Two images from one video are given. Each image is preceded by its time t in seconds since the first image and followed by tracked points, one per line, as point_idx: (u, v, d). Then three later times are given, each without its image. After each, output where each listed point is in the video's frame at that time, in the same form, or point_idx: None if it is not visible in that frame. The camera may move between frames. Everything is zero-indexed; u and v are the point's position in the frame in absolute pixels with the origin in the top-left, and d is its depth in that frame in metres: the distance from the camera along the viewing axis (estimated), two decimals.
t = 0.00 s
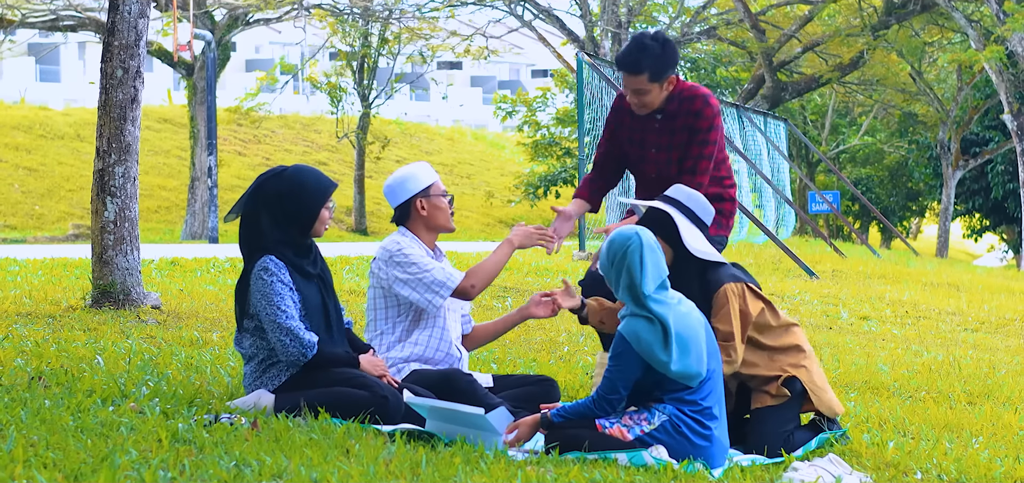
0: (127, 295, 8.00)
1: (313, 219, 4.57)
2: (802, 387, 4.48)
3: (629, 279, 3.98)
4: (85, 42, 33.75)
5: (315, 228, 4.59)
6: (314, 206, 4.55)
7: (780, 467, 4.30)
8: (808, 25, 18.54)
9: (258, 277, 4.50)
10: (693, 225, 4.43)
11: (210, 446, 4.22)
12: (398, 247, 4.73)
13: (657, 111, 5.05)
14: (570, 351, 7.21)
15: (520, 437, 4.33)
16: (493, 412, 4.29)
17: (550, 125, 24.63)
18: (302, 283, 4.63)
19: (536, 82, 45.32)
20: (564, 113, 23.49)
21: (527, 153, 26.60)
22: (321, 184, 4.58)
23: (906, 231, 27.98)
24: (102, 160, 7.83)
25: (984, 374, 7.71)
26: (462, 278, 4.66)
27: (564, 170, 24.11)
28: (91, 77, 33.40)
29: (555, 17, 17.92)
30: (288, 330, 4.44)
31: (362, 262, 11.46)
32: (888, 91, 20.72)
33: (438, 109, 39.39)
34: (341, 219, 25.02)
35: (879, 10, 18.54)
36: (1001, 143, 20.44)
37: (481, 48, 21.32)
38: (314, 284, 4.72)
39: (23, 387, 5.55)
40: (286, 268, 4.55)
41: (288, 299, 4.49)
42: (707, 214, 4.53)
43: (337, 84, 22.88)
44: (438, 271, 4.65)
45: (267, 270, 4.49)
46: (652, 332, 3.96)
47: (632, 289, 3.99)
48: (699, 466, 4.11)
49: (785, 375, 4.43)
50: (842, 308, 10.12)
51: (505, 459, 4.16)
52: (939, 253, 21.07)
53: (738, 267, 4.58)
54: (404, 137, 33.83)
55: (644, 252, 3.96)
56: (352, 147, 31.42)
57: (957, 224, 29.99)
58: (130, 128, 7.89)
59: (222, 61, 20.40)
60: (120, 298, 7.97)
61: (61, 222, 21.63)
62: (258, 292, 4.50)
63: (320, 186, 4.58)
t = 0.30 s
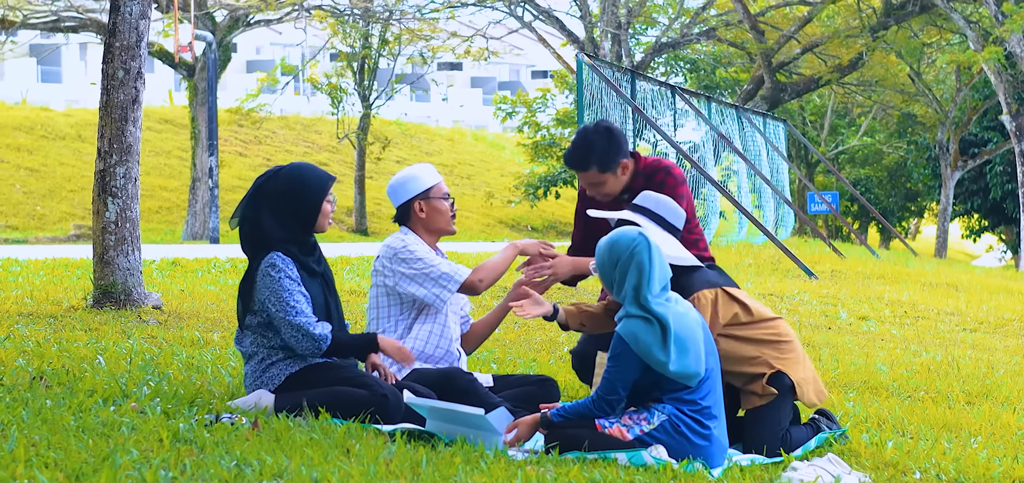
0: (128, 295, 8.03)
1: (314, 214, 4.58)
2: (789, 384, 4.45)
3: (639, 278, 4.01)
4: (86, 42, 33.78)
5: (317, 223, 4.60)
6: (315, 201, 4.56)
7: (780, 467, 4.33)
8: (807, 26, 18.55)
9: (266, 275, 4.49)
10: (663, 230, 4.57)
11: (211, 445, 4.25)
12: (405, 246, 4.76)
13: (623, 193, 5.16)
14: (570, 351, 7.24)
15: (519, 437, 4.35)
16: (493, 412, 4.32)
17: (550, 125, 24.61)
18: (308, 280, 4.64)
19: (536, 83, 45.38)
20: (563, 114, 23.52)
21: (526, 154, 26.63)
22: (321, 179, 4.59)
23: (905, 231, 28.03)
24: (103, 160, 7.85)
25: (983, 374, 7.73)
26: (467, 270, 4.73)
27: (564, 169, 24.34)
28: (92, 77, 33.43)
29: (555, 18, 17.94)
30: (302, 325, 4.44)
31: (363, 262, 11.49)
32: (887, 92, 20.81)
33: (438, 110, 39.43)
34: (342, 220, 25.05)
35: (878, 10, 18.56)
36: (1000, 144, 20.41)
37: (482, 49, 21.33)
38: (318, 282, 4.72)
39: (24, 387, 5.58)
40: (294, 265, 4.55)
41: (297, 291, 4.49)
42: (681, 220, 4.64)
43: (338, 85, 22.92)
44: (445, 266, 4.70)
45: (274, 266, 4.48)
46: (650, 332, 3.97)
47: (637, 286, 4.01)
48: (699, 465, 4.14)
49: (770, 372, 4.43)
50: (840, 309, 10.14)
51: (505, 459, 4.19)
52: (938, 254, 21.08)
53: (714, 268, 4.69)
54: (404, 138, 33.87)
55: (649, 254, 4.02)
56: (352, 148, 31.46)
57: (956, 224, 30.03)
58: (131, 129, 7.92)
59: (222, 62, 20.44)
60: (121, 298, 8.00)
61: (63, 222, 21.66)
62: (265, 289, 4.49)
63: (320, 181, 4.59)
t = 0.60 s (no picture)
0: (130, 295, 8.06)
1: (343, 210, 4.58)
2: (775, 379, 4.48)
3: (646, 271, 4.01)
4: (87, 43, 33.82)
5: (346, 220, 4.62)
6: (343, 197, 4.57)
7: (779, 466, 4.35)
8: (806, 27, 18.59)
9: (323, 270, 4.48)
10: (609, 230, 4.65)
11: (212, 445, 4.27)
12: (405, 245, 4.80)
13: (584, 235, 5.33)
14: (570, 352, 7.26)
15: (519, 436, 4.36)
16: (493, 411, 4.35)
17: (550, 126, 24.62)
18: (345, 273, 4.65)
19: (537, 84, 45.41)
20: (563, 115, 23.57)
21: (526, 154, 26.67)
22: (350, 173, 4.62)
23: (904, 232, 28.06)
24: (104, 161, 7.87)
25: (981, 374, 7.76)
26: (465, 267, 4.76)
27: (564, 170, 23.92)
28: (93, 78, 33.47)
29: (555, 20, 17.96)
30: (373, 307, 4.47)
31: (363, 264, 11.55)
32: (886, 92, 20.89)
33: (438, 110, 39.46)
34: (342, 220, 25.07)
35: (877, 12, 18.63)
36: (999, 145, 20.41)
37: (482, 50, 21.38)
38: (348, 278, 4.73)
39: (26, 387, 5.60)
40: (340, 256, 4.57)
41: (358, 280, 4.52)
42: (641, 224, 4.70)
43: (338, 86, 22.96)
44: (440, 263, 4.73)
45: (328, 259, 4.49)
46: (650, 332, 3.99)
47: (645, 279, 4.02)
48: (698, 465, 4.16)
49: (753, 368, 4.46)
50: (839, 309, 10.17)
51: (505, 458, 4.21)
52: (936, 254, 21.09)
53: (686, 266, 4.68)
54: (405, 139, 33.90)
55: (655, 252, 4.03)
56: (353, 149, 31.50)
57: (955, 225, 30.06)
58: (133, 130, 7.94)
59: (223, 63, 20.47)
60: (122, 298, 8.03)
61: (64, 223, 21.68)
62: (326, 285, 4.49)
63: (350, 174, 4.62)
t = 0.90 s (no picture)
0: (131, 295, 8.07)
1: (378, 213, 4.63)
2: (761, 378, 4.50)
3: (642, 273, 4.04)
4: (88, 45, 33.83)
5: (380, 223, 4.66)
6: (378, 202, 4.61)
7: (778, 466, 4.37)
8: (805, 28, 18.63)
9: (359, 268, 4.52)
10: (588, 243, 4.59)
11: (213, 445, 4.29)
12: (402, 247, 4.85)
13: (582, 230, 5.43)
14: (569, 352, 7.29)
15: (519, 437, 4.38)
16: (493, 411, 4.37)
17: (550, 126, 24.64)
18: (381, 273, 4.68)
19: (536, 85, 45.47)
20: (563, 115, 23.59)
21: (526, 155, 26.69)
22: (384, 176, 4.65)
23: (903, 232, 28.08)
24: (105, 161, 7.89)
25: (980, 374, 7.78)
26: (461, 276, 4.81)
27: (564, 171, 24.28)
28: (94, 79, 33.52)
29: (555, 21, 17.99)
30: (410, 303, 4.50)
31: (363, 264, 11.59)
32: (885, 93, 20.96)
33: (438, 111, 39.50)
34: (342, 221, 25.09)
35: (876, 13, 18.67)
36: (998, 145, 20.41)
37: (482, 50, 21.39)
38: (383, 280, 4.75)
39: (27, 387, 5.62)
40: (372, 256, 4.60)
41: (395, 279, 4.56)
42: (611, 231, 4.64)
43: (339, 87, 22.99)
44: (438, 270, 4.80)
45: (362, 259, 4.53)
46: (648, 330, 4.01)
47: (643, 279, 4.04)
48: (698, 465, 4.18)
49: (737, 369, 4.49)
50: (839, 309, 10.20)
51: (505, 458, 4.23)
52: (936, 254, 21.05)
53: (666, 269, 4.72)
54: (405, 140, 33.95)
55: (651, 250, 4.07)
56: (353, 149, 31.54)
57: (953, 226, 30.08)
58: (134, 130, 7.95)
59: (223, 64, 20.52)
60: (123, 298, 8.05)
61: (65, 224, 21.70)
62: (362, 283, 4.52)
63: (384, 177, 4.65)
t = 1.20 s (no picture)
0: (132, 296, 8.10)
1: (400, 218, 4.64)
2: (761, 377, 4.55)
3: (637, 279, 4.07)
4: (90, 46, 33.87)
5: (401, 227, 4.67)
6: (401, 206, 4.63)
7: (777, 466, 4.40)
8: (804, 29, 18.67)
9: (375, 272, 4.56)
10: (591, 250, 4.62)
11: (214, 445, 4.32)
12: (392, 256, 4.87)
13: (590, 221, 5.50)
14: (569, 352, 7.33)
15: (519, 438, 4.43)
16: (493, 411, 4.40)
17: (549, 127, 24.66)
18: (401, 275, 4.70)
19: (536, 86, 45.51)
20: (563, 116, 23.63)
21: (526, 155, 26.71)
22: (407, 179, 4.66)
23: (901, 233, 28.09)
24: (107, 162, 7.93)
25: (978, 374, 7.80)
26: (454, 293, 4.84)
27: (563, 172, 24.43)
28: (95, 80, 33.57)
29: (555, 21, 18.02)
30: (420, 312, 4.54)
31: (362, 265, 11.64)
32: (883, 94, 21.00)
33: (439, 112, 39.54)
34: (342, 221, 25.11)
35: (875, 14, 18.74)
36: (996, 146, 20.42)
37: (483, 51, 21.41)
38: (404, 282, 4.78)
39: (28, 387, 5.65)
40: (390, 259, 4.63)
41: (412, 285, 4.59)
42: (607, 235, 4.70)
43: (340, 87, 23.03)
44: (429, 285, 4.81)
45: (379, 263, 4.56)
46: (647, 330, 4.04)
47: (639, 281, 4.07)
48: (697, 464, 4.19)
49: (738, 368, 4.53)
50: (838, 309, 10.23)
51: (505, 458, 4.26)
52: (935, 255, 21.02)
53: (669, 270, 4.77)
54: (405, 140, 33.99)
55: (649, 254, 4.10)
56: (353, 150, 31.58)
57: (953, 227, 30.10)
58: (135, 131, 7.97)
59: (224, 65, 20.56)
60: (124, 298, 8.07)
61: (67, 224, 21.73)
62: (377, 287, 4.57)
63: (407, 180, 4.66)
